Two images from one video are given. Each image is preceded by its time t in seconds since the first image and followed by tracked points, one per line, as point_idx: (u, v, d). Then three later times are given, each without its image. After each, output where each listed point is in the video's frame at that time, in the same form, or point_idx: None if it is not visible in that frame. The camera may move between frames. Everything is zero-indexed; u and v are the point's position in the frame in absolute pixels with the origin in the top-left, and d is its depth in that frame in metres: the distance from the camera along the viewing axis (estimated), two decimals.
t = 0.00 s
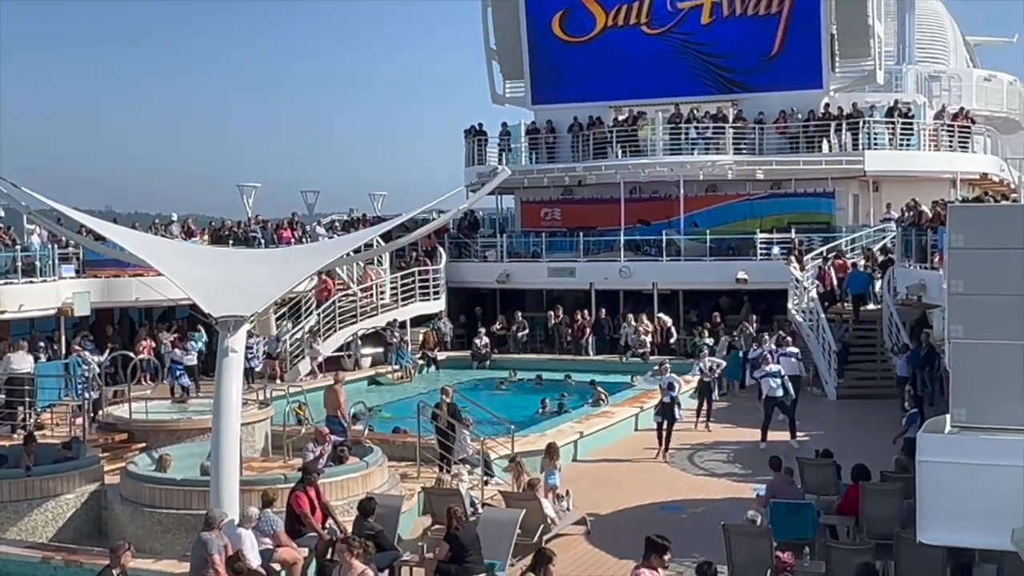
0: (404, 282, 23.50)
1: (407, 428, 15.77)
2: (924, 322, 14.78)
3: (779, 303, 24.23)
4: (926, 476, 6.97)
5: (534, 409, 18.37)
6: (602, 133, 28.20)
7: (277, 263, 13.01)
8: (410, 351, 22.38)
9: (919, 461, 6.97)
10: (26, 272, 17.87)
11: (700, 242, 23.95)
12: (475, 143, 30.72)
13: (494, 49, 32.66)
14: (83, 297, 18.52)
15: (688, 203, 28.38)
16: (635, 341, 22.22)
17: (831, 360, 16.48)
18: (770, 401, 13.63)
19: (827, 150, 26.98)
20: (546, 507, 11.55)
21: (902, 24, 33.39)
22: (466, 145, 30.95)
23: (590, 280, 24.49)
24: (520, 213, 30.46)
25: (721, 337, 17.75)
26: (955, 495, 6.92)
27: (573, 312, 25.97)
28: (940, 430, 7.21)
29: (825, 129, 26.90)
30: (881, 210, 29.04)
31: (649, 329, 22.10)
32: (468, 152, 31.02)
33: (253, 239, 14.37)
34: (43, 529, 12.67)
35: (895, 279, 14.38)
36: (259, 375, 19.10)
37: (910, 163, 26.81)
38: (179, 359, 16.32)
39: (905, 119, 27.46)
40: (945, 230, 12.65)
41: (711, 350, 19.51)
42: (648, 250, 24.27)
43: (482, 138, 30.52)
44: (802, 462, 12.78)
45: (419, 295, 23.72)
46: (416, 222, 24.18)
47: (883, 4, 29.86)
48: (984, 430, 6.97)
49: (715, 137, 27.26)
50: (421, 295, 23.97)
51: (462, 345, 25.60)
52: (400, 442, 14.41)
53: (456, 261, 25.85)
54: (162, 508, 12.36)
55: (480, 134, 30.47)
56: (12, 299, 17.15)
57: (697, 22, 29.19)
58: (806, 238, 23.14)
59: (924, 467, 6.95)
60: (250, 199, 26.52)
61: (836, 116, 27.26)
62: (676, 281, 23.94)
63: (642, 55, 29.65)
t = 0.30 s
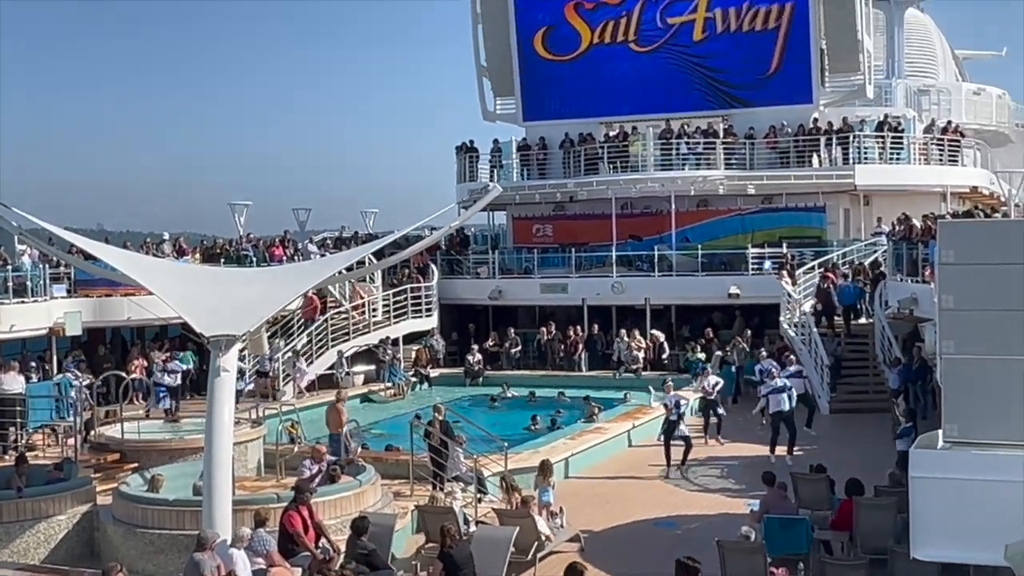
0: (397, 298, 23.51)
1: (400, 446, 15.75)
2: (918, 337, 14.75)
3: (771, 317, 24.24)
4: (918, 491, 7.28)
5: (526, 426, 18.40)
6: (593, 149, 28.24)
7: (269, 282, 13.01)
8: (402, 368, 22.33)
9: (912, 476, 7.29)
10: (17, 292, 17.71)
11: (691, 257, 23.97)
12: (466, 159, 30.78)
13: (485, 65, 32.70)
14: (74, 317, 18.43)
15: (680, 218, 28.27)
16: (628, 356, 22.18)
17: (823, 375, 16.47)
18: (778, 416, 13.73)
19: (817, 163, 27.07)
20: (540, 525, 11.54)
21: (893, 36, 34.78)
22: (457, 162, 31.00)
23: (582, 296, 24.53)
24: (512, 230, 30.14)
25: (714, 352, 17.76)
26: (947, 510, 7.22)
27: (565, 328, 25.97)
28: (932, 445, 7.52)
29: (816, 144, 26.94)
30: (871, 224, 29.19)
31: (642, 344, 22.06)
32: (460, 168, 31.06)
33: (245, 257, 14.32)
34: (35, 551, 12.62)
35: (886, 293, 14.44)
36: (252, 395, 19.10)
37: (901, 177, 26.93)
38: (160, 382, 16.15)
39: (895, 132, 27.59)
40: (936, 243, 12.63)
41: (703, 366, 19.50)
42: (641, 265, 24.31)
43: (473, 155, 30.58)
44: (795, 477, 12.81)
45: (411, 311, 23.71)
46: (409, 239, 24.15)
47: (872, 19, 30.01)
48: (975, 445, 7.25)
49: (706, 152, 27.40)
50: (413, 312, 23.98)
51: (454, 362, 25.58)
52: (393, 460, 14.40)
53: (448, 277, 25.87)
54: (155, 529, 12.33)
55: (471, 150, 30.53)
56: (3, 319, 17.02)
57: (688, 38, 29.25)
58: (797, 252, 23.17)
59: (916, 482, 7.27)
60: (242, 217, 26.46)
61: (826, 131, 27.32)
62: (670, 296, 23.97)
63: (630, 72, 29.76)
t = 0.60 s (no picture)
0: (389, 316, 23.53)
1: (392, 465, 15.68)
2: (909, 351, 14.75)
3: (763, 334, 24.23)
4: (910, 508, 8.00)
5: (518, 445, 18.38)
6: (584, 167, 28.27)
7: (261, 302, 13.00)
8: (394, 387, 22.26)
9: (903, 494, 7.99)
10: (7, 311, 17.68)
11: (683, 274, 24.01)
12: (457, 177, 30.84)
13: (477, 84, 32.74)
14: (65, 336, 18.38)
15: (671, 236, 28.49)
16: (620, 374, 22.16)
17: (816, 392, 16.43)
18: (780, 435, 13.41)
19: (807, 180, 27.20)
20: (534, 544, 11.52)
21: (882, 53, 34.71)
22: (448, 179, 31.05)
23: (574, 313, 24.59)
24: (503, 247, 30.46)
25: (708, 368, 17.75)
26: (936, 526, 7.96)
27: (557, 345, 25.96)
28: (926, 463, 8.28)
29: (807, 161, 27.20)
30: (863, 241, 29.04)
31: (634, 362, 22.05)
32: (451, 186, 31.11)
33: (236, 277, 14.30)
34: (25, 572, 12.56)
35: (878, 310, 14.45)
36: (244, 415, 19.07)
37: (891, 195, 27.00)
38: (141, 404, 16.05)
39: (884, 150, 27.66)
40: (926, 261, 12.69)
41: (695, 384, 19.46)
42: (632, 282, 24.33)
43: (464, 173, 30.62)
44: (787, 494, 12.83)
45: (403, 329, 23.75)
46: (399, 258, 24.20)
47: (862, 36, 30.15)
48: (967, 461, 8.02)
49: (696, 169, 27.41)
50: (405, 330, 24.01)
51: (446, 381, 25.57)
52: (385, 479, 14.35)
53: (439, 296, 25.92)
54: (146, 550, 12.30)
55: (463, 168, 30.60)
56: None
57: (678, 55, 29.69)
58: (789, 269, 23.12)
59: (908, 500, 7.98)
60: (233, 235, 26.41)
61: (816, 148, 27.49)
62: (661, 313, 23.98)
63: (620, 89, 30.18)
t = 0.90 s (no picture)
0: (383, 330, 23.65)
1: (387, 479, 15.76)
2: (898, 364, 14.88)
3: (755, 350, 24.31)
4: (898, 521, 8.46)
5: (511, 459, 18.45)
6: (575, 183, 28.70)
7: (256, 318, 13.11)
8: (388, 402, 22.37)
9: (892, 507, 8.45)
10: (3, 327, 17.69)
11: (675, 289, 24.22)
12: (450, 193, 31.02)
13: (469, 101, 33.11)
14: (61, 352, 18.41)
15: (662, 250, 28.47)
16: (612, 389, 22.25)
17: (806, 406, 16.51)
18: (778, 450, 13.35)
19: (797, 197, 27.35)
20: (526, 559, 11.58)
21: (870, 70, 36.22)
22: (441, 196, 31.26)
23: (566, 329, 24.67)
24: (496, 263, 30.58)
25: (700, 383, 17.87)
26: (922, 537, 8.41)
27: (550, 360, 26.09)
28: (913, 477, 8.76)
29: (796, 178, 27.36)
30: (852, 256, 29.11)
31: (626, 376, 22.16)
32: (444, 202, 31.30)
33: (232, 293, 14.38)
34: None
35: (868, 324, 14.56)
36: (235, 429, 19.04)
37: (880, 212, 27.28)
38: (134, 420, 16.10)
39: (873, 166, 27.95)
40: (915, 276, 12.85)
41: (686, 400, 19.56)
42: (624, 297, 24.49)
43: (457, 190, 30.84)
44: (778, 507, 12.94)
45: (397, 345, 23.89)
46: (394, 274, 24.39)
47: (850, 54, 30.55)
48: (953, 475, 8.45)
49: (688, 185, 27.73)
50: (399, 346, 24.18)
51: (441, 397, 25.69)
52: (379, 493, 14.43)
53: (433, 311, 26.06)
54: (140, 565, 12.38)
55: (456, 185, 30.80)
56: None
57: (667, 71, 29.97)
58: (779, 284, 23.33)
59: (896, 513, 8.44)
60: (228, 251, 26.51)
61: (806, 164, 27.82)
62: (654, 329, 24.11)
63: (615, 106, 30.48)
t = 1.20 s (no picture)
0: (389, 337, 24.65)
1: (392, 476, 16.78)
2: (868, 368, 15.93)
3: (734, 355, 25.39)
4: (868, 514, 9.81)
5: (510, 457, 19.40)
6: (568, 202, 29.92)
7: (273, 326, 14.14)
8: (394, 404, 23.26)
9: (863, 502, 9.82)
10: (36, 334, 18.66)
11: (659, 298, 25.19)
12: (452, 211, 32.19)
13: (468, 124, 34.34)
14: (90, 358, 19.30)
15: (648, 263, 29.42)
16: (602, 392, 23.35)
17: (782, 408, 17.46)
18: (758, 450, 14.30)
19: (774, 214, 28.48)
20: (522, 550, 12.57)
21: (840, 95, 38.94)
22: (443, 213, 32.40)
23: (559, 336, 25.74)
24: (495, 274, 31.55)
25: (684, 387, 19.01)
26: (887, 528, 9.76)
27: (544, 365, 27.11)
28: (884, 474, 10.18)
29: (772, 196, 28.46)
30: (824, 269, 30.25)
31: (615, 380, 23.21)
32: (446, 219, 32.46)
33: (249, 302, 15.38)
34: None
35: (839, 331, 15.65)
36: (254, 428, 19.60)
37: (848, 227, 28.36)
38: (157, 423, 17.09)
39: (843, 185, 29.11)
40: (882, 287, 13.89)
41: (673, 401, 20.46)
42: (612, 307, 25.55)
43: (459, 207, 31.94)
44: (757, 502, 13.98)
45: (403, 351, 24.94)
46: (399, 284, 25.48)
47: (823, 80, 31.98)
48: (916, 473, 9.84)
49: (672, 203, 29.00)
50: (405, 351, 25.21)
51: (443, 398, 26.80)
52: (385, 489, 15.46)
53: (435, 319, 27.09)
54: (163, 556, 13.36)
55: (457, 203, 31.94)
56: (23, 360, 17.99)
57: (654, 98, 31.53)
58: (756, 294, 24.39)
59: (866, 506, 9.80)
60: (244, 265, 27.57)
61: (782, 183, 28.79)
62: (641, 336, 25.13)
63: (604, 130, 31.98)
